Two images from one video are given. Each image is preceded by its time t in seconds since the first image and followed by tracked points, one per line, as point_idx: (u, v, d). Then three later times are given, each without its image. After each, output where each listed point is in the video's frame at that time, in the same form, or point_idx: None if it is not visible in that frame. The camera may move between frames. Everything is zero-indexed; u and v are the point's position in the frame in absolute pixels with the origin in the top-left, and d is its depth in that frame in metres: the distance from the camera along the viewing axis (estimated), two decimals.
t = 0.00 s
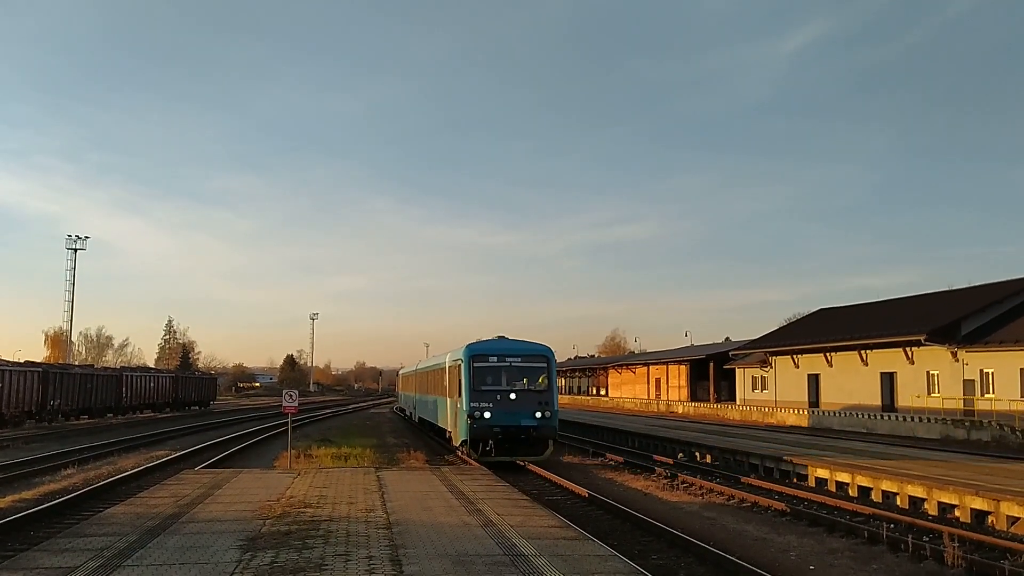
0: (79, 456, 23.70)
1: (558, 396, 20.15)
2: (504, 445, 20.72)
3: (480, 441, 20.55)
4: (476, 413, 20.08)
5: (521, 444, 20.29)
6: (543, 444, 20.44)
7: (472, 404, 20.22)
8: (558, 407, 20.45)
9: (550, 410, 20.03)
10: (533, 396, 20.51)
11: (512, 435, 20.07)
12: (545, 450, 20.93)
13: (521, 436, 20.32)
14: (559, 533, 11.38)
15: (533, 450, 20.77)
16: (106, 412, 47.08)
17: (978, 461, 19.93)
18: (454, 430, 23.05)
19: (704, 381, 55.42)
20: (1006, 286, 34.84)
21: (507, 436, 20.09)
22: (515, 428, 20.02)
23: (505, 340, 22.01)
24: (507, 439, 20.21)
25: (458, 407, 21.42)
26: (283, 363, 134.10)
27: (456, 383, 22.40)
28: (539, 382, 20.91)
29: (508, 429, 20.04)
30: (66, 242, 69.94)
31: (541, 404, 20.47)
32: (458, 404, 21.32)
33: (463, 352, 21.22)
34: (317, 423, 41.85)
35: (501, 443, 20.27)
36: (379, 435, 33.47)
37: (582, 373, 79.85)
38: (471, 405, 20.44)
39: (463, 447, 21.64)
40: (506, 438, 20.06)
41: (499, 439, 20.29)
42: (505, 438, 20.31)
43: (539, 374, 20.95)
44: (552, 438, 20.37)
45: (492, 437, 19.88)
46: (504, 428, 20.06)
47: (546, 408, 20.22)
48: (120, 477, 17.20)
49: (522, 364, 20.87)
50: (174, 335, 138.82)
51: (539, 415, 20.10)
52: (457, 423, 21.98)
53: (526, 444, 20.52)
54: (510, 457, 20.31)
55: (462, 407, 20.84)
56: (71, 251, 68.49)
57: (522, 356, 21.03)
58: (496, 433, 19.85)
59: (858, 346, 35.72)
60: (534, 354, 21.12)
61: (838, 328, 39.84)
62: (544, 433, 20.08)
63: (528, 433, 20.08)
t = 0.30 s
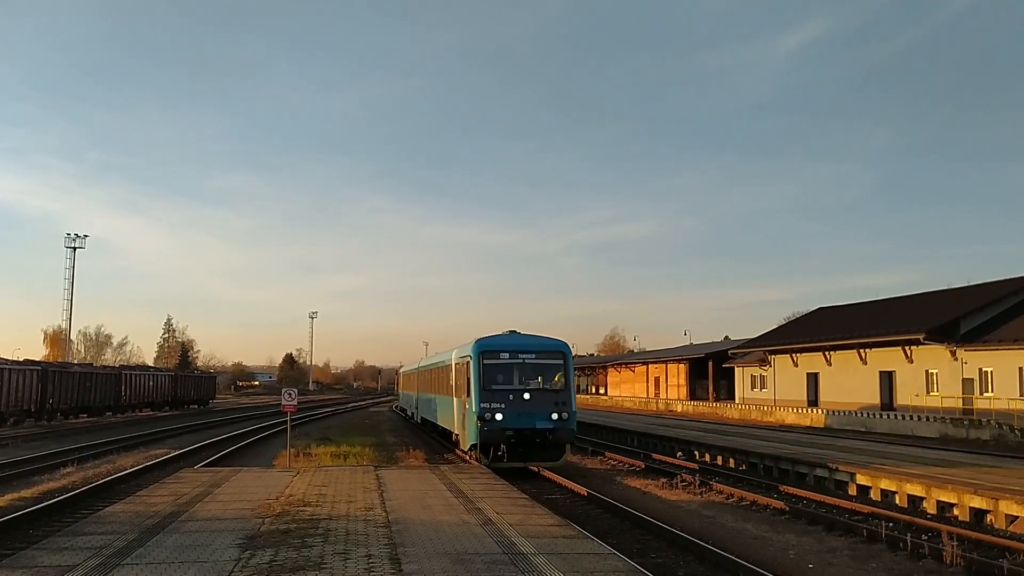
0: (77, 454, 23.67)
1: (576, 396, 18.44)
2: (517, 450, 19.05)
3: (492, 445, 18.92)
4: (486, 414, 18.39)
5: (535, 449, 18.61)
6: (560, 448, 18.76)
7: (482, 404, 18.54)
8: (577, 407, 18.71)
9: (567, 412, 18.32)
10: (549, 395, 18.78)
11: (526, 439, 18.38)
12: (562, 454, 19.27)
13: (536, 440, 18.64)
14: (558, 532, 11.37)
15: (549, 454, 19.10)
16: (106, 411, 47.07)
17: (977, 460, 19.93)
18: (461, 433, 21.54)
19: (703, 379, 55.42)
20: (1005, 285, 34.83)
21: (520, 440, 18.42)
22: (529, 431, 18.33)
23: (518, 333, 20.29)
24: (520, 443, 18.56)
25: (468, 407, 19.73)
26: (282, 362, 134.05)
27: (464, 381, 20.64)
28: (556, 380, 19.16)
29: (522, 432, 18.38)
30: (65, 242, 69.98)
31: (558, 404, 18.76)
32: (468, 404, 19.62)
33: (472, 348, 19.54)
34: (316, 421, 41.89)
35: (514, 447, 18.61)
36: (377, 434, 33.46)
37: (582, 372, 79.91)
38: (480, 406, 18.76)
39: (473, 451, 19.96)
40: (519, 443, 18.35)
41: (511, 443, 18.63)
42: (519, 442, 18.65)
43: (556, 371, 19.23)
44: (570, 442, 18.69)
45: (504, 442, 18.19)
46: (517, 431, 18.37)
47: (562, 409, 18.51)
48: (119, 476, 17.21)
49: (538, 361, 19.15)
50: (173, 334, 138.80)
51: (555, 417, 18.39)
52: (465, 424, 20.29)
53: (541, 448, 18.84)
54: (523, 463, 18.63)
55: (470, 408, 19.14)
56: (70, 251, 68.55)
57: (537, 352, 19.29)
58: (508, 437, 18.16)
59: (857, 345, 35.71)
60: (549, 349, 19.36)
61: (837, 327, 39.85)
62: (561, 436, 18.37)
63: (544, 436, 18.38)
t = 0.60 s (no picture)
0: (77, 452, 23.66)
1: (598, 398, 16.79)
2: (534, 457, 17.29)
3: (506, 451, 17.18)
4: (499, 416, 16.68)
5: (553, 455, 16.88)
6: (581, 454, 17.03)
7: (494, 405, 16.83)
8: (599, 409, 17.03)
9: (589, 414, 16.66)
10: (568, 395, 17.09)
11: (544, 444, 16.66)
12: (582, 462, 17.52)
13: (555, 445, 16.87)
14: (557, 530, 11.37)
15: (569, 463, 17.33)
16: (105, 409, 47.11)
17: (975, 458, 19.95)
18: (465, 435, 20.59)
19: (701, 378, 55.49)
20: (1004, 284, 34.86)
21: (537, 445, 16.71)
22: (547, 436, 16.62)
23: (532, 328, 18.58)
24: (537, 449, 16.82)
25: (477, 408, 18.02)
26: (281, 360, 134.05)
27: (473, 379, 18.92)
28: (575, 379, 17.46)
29: (539, 436, 16.67)
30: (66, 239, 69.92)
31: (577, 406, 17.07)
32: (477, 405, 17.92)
33: (483, 343, 17.85)
34: (315, 420, 41.98)
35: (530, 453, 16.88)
36: (376, 432, 33.47)
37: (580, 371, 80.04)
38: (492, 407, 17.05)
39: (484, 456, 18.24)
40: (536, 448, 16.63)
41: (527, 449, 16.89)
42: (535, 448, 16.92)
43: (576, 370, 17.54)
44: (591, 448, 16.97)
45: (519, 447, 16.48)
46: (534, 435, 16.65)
47: (583, 411, 16.84)
48: (119, 474, 17.24)
49: (555, 358, 17.44)
50: (172, 332, 138.76)
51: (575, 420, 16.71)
52: (474, 426, 18.57)
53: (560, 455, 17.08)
54: (540, 470, 16.88)
55: (481, 409, 17.41)
56: (70, 250, 68.61)
57: (554, 348, 17.60)
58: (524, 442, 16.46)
59: (857, 343, 35.71)
60: (568, 345, 17.67)
61: (836, 325, 39.87)
62: (582, 440, 16.67)
63: (563, 441, 16.67)
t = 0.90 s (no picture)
0: (76, 450, 23.67)
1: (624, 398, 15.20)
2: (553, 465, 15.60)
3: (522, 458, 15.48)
4: (516, 418, 15.01)
5: (575, 461, 15.20)
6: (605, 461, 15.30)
7: (510, 406, 15.18)
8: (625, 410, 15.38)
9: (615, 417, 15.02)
10: (591, 395, 15.47)
11: (564, 449, 14.98)
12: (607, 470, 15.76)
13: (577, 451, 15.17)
14: (556, 528, 11.38)
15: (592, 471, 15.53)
16: (103, 407, 47.03)
17: (974, 456, 19.95)
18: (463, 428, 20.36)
19: (700, 376, 55.54)
20: (1003, 282, 34.89)
21: (557, 450, 14.99)
22: (568, 440, 14.95)
23: (549, 321, 17.02)
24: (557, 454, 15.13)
25: (490, 408, 16.38)
26: (280, 358, 134.01)
27: (484, 377, 17.17)
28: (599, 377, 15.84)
29: (559, 441, 15.00)
30: (63, 236, 69.53)
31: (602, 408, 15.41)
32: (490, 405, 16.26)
33: (496, 337, 16.24)
34: (314, 418, 41.96)
35: (549, 459, 15.17)
36: (376, 430, 33.49)
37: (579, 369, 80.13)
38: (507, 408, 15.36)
39: (497, 462, 16.55)
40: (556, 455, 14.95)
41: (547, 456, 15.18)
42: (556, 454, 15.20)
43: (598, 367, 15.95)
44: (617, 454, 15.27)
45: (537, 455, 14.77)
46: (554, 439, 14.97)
47: (608, 412, 15.21)
48: (118, 472, 17.20)
49: (576, 355, 15.84)
50: (171, 330, 138.71)
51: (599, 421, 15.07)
52: (486, 430, 16.87)
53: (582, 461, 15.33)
54: (560, 478, 15.13)
55: (495, 411, 15.74)
56: (69, 247, 68.55)
57: (575, 343, 16.01)
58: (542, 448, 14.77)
59: (856, 342, 35.75)
60: (590, 339, 16.09)
61: (835, 324, 39.91)
62: (607, 445, 15.01)
63: (586, 446, 14.99)
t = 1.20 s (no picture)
0: (75, 448, 23.68)
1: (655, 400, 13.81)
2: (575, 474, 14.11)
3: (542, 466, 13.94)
4: (535, 422, 13.53)
5: (600, 469, 13.72)
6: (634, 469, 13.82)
7: (528, 407, 13.68)
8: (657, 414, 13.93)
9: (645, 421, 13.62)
10: (618, 396, 13.98)
11: (589, 456, 13.52)
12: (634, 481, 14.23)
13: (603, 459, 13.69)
14: (554, 526, 11.41)
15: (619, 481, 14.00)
16: (101, 405, 46.97)
17: (972, 454, 19.96)
18: (465, 432, 20.43)
19: (698, 374, 55.61)
20: (1001, 280, 34.95)
21: (581, 457, 13.52)
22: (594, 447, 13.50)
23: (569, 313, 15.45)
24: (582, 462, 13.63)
25: (504, 408, 14.89)
26: (278, 356, 133.96)
27: (496, 374, 15.67)
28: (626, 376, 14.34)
29: (584, 447, 13.53)
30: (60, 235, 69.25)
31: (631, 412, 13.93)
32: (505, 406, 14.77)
33: (511, 330, 14.65)
34: (312, 416, 41.95)
35: (572, 467, 13.67)
36: (373, 428, 33.51)
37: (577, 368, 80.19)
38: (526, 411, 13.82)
39: (513, 470, 15.03)
40: (581, 463, 13.48)
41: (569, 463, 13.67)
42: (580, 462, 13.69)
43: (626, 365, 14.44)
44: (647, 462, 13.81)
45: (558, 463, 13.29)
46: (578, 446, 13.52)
47: (638, 415, 13.77)
48: (115, 470, 17.20)
49: (601, 350, 14.32)
50: (169, 328, 138.60)
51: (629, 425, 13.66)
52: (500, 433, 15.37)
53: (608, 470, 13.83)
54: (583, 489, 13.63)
55: (511, 413, 14.26)
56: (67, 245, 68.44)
57: (600, 337, 14.46)
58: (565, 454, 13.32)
59: (853, 340, 35.81)
60: (616, 333, 14.54)
61: (833, 322, 39.96)
62: (637, 452, 13.55)
63: (614, 453, 13.53)
